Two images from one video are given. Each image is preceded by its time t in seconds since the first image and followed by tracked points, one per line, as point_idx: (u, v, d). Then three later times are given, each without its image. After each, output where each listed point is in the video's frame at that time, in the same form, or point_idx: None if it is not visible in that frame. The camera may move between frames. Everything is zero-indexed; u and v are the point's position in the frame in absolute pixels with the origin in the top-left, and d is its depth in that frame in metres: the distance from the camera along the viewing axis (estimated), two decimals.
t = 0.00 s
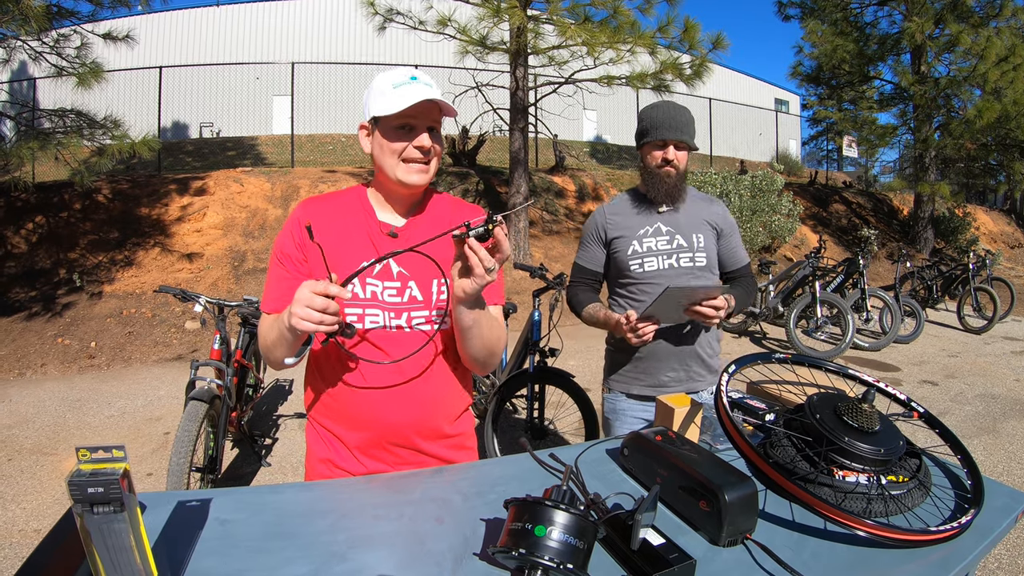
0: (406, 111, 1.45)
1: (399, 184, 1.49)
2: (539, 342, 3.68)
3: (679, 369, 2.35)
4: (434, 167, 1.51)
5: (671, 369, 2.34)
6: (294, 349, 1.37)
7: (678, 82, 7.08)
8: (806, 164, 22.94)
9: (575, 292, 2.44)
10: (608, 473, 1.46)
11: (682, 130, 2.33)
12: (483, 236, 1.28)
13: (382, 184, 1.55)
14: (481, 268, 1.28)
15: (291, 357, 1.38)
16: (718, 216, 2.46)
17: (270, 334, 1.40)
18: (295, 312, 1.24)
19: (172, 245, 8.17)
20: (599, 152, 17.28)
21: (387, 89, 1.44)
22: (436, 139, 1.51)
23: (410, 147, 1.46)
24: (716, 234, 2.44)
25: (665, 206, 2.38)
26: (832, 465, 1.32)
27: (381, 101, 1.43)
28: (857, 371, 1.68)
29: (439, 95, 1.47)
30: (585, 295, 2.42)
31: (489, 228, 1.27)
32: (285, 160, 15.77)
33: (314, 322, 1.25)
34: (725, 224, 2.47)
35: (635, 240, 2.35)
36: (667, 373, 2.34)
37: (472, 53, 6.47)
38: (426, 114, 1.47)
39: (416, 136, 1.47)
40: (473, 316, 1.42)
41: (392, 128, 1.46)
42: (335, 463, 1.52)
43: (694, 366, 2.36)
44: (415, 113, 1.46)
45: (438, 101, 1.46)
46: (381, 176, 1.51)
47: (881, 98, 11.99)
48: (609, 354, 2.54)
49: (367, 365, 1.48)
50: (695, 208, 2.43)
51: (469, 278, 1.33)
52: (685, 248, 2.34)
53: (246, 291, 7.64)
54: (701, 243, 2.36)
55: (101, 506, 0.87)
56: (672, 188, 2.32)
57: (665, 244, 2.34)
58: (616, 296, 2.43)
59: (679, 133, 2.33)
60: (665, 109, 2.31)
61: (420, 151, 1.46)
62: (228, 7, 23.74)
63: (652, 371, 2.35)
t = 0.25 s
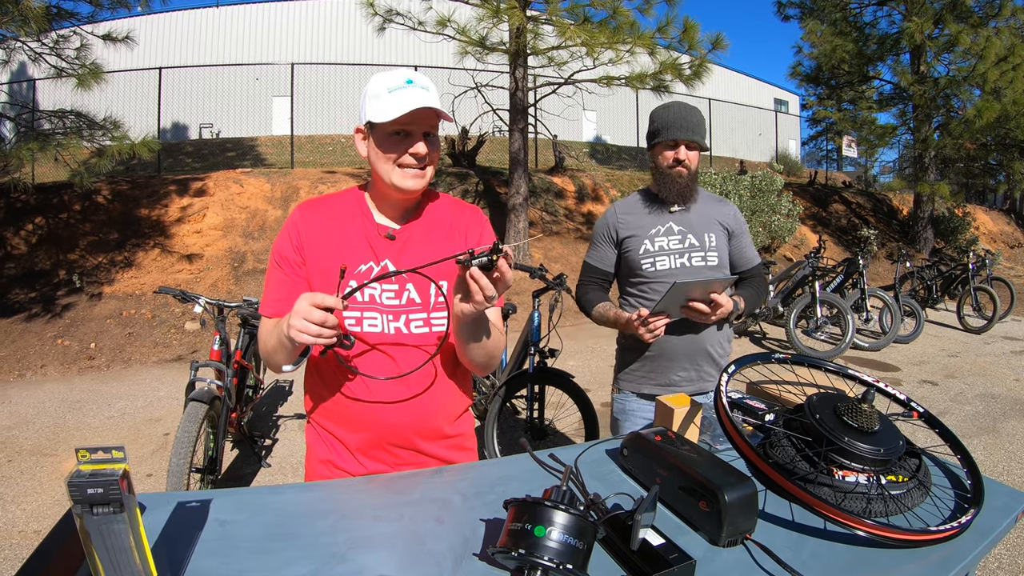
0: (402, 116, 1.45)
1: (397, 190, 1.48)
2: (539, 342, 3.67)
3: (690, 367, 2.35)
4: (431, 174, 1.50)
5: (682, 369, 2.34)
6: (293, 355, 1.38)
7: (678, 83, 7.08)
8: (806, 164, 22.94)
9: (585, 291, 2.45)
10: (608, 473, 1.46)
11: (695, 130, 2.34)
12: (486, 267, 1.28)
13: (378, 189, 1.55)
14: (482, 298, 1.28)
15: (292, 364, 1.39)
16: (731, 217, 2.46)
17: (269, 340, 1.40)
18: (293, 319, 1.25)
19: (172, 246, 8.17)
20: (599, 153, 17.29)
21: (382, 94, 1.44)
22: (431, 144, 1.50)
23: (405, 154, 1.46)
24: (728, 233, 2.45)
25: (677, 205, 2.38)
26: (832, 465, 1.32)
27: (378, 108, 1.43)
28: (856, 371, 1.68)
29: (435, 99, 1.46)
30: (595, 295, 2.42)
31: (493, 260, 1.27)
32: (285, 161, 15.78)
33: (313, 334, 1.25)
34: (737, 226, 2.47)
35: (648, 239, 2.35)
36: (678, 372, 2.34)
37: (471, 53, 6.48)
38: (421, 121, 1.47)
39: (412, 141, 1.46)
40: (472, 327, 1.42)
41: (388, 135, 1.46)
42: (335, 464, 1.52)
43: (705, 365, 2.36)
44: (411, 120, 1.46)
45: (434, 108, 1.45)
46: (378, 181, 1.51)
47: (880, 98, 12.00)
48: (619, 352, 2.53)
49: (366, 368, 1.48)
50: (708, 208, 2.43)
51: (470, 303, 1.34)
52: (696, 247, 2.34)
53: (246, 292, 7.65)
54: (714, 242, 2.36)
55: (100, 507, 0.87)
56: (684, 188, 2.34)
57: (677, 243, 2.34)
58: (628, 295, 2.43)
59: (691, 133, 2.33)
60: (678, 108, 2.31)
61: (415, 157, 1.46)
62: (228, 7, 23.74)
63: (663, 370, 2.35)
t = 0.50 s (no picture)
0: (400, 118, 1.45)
1: (397, 192, 1.48)
2: (539, 343, 3.67)
3: (702, 367, 2.36)
4: (429, 175, 1.51)
5: (695, 369, 2.35)
6: (293, 357, 1.38)
7: (678, 83, 7.08)
8: (806, 164, 22.96)
9: (597, 289, 2.44)
10: (609, 473, 1.46)
11: (712, 133, 2.35)
12: (485, 271, 1.28)
13: (378, 190, 1.54)
14: (481, 304, 1.29)
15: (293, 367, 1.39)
16: (743, 219, 2.48)
17: (270, 343, 1.40)
18: (293, 322, 1.25)
19: (172, 247, 8.16)
20: (599, 153, 17.30)
21: (381, 95, 1.44)
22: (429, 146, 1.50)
23: (403, 156, 1.46)
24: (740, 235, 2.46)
25: (692, 206, 2.39)
26: (833, 465, 1.33)
27: (377, 110, 1.43)
28: (857, 371, 1.68)
29: (434, 101, 1.46)
30: (606, 293, 2.41)
31: (492, 264, 1.27)
32: (285, 161, 15.78)
33: (313, 339, 1.26)
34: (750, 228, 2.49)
35: (663, 238, 2.35)
36: (690, 372, 2.35)
37: (471, 54, 6.48)
38: (419, 122, 1.46)
39: (410, 144, 1.47)
40: (472, 329, 1.43)
41: (387, 137, 1.46)
42: (336, 465, 1.52)
43: (716, 365, 2.37)
44: (408, 122, 1.45)
45: (432, 111, 1.45)
46: (378, 181, 1.51)
47: (880, 99, 12.00)
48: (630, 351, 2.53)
49: (366, 370, 1.48)
50: (722, 209, 2.45)
51: (470, 306, 1.35)
52: (711, 247, 2.36)
53: (246, 292, 7.65)
54: (728, 243, 2.38)
55: (102, 508, 0.87)
56: (701, 189, 2.34)
57: (692, 243, 2.35)
58: (640, 293, 2.43)
59: (709, 136, 2.34)
60: (697, 110, 2.31)
61: (413, 159, 1.46)
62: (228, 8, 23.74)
63: (675, 370, 2.35)
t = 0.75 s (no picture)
0: (398, 118, 1.45)
1: (397, 191, 1.49)
2: (540, 344, 3.68)
3: (711, 368, 2.35)
4: (428, 173, 1.51)
5: (703, 370, 2.34)
6: (295, 358, 1.38)
7: (678, 84, 7.08)
8: (807, 165, 22.96)
9: (607, 287, 2.43)
10: (611, 474, 1.46)
11: (727, 134, 2.32)
12: (485, 261, 1.28)
13: (378, 191, 1.55)
14: (482, 292, 1.28)
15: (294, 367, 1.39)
16: (755, 222, 2.48)
17: (272, 343, 1.40)
18: (294, 323, 1.25)
19: (173, 247, 8.17)
20: (600, 154, 17.31)
21: (381, 95, 1.45)
22: (428, 146, 1.50)
23: (400, 155, 1.46)
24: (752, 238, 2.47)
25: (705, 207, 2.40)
26: (835, 466, 1.32)
27: (376, 111, 1.44)
28: (859, 372, 1.68)
29: (434, 101, 1.47)
30: (616, 291, 2.40)
31: (491, 253, 1.27)
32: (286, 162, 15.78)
33: (315, 334, 1.26)
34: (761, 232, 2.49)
35: (676, 238, 2.36)
36: (698, 373, 2.34)
37: (472, 54, 6.49)
38: (418, 122, 1.46)
39: (408, 143, 1.47)
40: (474, 325, 1.43)
41: (387, 137, 1.47)
42: (338, 466, 1.52)
43: (725, 366, 2.36)
44: (406, 121, 1.45)
45: (430, 110, 1.45)
46: (377, 182, 1.51)
47: (880, 99, 12.00)
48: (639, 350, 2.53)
49: (368, 370, 1.48)
50: (734, 211, 2.45)
51: (471, 298, 1.34)
52: (723, 249, 2.36)
53: (246, 293, 7.65)
54: (740, 245, 2.38)
55: (104, 509, 0.87)
56: (714, 192, 2.34)
57: (704, 244, 2.35)
58: (650, 292, 2.44)
59: (724, 137, 2.31)
60: (712, 111, 2.29)
61: (411, 159, 1.46)
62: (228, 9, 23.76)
63: (684, 370, 2.35)
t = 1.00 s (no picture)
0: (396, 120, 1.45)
1: (397, 192, 1.49)
2: (541, 345, 3.69)
3: (714, 369, 2.35)
4: (427, 174, 1.51)
5: (706, 370, 2.34)
6: (297, 360, 1.38)
7: (679, 85, 7.08)
8: (807, 166, 22.95)
9: (612, 285, 2.43)
10: (612, 474, 1.47)
11: (730, 132, 2.30)
12: (483, 260, 1.29)
13: (379, 191, 1.55)
14: (480, 291, 1.29)
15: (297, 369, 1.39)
16: (761, 225, 2.48)
17: (274, 345, 1.40)
18: (296, 325, 1.25)
19: (173, 248, 8.18)
20: (601, 155, 17.32)
21: (381, 96, 1.45)
22: (426, 148, 1.50)
23: (398, 156, 1.47)
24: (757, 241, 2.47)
25: (710, 208, 2.40)
26: (836, 466, 1.33)
27: (376, 112, 1.44)
28: (859, 372, 1.68)
29: (434, 103, 1.47)
30: (622, 290, 2.40)
31: (490, 253, 1.28)
32: (287, 163, 15.79)
33: (315, 335, 1.26)
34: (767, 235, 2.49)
35: (681, 239, 2.36)
36: (701, 373, 2.34)
37: (472, 56, 6.50)
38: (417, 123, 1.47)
39: (406, 144, 1.47)
40: (473, 326, 1.42)
41: (386, 137, 1.47)
42: (341, 466, 1.52)
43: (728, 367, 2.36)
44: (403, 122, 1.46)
45: (430, 112, 1.45)
46: (378, 183, 1.52)
47: (881, 100, 12.00)
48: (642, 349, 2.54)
49: (370, 371, 1.48)
50: (740, 214, 2.44)
51: (469, 299, 1.34)
52: (728, 251, 2.36)
53: (247, 294, 7.66)
54: (745, 248, 2.38)
55: (107, 509, 0.88)
56: (712, 188, 2.33)
57: (709, 246, 2.35)
58: (655, 292, 2.44)
59: (728, 135, 2.29)
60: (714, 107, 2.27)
61: (407, 159, 1.47)
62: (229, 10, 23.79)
63: (687, 370, 2.35)
